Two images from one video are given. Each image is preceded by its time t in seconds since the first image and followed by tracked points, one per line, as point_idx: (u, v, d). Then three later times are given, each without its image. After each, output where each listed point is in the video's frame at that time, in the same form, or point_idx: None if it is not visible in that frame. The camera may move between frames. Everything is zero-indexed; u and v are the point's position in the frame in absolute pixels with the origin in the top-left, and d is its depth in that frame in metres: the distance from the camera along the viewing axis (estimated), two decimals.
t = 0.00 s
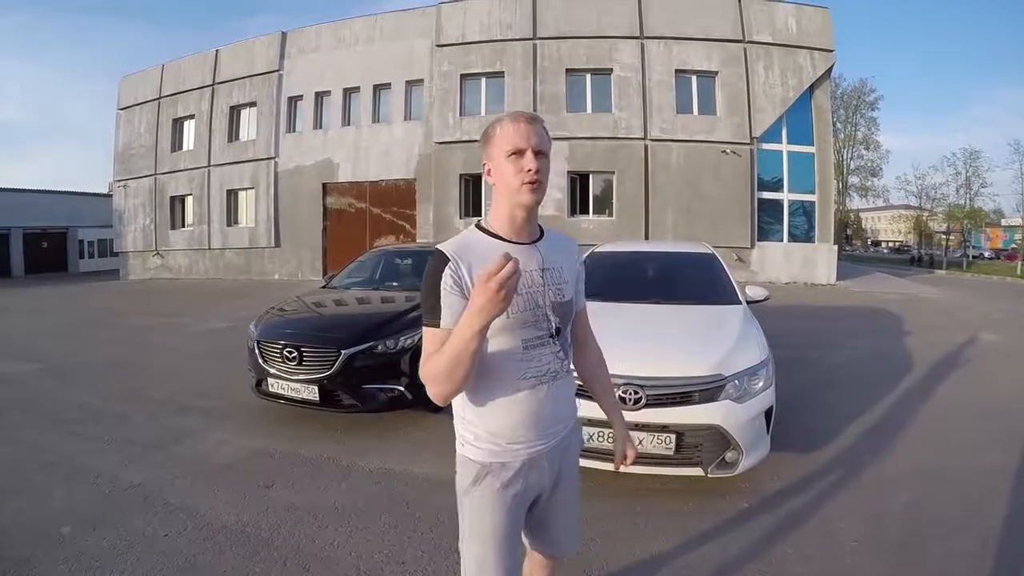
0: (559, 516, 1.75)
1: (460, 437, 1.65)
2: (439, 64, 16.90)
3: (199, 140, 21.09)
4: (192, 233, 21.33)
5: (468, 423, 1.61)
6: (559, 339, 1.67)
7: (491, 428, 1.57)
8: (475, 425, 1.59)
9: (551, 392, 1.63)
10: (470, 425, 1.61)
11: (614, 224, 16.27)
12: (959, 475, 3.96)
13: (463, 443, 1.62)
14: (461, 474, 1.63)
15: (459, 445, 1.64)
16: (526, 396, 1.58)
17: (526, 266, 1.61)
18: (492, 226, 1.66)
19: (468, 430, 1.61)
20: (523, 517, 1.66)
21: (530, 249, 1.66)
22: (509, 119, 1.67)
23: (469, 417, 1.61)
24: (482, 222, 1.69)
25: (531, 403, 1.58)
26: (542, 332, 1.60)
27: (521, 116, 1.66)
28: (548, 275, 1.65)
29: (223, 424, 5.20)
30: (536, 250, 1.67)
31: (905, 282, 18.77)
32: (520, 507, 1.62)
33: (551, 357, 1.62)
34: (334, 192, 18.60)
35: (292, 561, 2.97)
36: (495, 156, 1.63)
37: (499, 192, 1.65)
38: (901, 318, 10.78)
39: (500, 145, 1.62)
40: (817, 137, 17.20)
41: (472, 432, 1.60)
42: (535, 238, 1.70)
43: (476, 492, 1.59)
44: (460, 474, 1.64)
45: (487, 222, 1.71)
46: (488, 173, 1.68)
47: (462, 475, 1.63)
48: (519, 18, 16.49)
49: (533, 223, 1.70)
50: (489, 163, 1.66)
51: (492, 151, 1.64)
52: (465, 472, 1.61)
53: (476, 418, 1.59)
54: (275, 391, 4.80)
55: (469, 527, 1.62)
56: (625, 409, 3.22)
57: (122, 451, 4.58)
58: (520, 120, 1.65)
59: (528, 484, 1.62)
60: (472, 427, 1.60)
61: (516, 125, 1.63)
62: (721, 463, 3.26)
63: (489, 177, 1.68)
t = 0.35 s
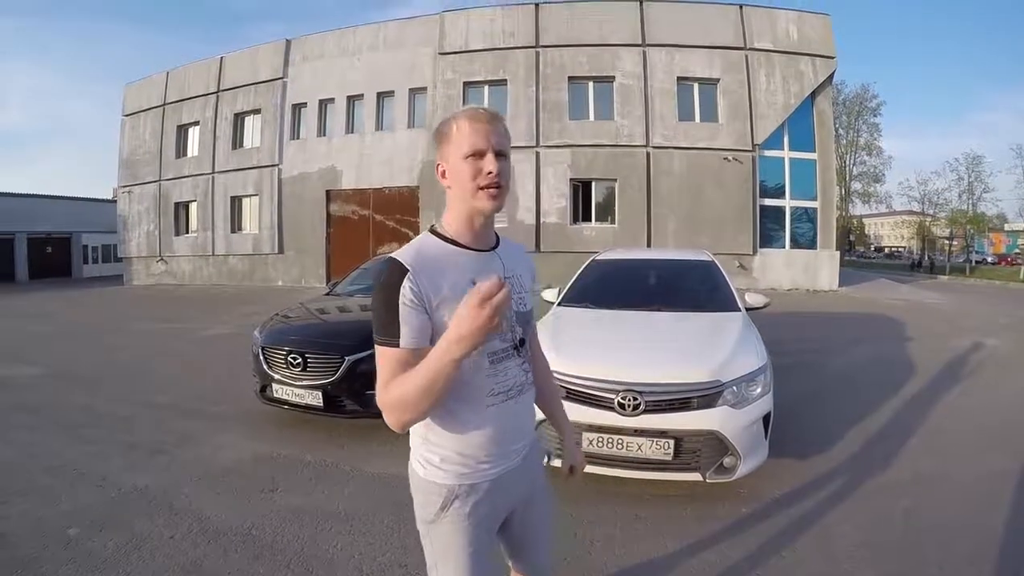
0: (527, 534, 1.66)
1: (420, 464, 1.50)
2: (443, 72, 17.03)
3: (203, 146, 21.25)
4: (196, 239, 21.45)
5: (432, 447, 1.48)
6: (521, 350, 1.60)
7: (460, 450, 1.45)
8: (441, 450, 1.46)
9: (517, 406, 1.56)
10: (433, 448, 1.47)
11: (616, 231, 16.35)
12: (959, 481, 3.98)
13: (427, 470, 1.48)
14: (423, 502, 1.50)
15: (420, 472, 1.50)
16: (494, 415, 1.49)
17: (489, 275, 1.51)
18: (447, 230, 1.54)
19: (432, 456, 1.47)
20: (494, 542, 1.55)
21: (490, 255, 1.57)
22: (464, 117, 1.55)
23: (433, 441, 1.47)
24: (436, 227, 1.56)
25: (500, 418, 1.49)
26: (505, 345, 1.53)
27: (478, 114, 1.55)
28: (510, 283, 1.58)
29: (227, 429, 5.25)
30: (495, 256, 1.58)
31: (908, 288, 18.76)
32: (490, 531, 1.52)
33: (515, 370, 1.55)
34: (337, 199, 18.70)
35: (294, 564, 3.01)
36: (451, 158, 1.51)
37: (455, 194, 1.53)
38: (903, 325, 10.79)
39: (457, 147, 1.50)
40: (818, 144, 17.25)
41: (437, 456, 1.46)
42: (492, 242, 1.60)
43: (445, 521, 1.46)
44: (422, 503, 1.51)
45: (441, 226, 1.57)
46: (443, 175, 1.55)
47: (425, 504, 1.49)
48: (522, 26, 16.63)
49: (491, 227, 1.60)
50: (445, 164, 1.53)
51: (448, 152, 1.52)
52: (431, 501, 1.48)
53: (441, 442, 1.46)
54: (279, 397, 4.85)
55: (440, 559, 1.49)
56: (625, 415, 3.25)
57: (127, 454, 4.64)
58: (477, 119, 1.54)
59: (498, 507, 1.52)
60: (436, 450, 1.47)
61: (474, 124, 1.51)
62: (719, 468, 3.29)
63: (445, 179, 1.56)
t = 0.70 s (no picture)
0: (492, 533, 1.70)
1: (402, 473, 1.45)
2: (449, 76, 17.18)
3: (211, 150, 21.43)
4: (204, 242, 21.63)
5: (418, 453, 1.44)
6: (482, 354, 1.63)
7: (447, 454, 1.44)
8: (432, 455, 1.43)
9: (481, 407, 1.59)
10: (413, 457, 1.44)
11: (622, 234, 16.40)
12: (961, 482, 4.01)
13: (414, 478, 1.43)
14: (405, 514, 1.44)
15: (404, 483, 1.44)
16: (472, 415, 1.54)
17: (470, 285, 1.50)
18: (436, 241, 1.41)
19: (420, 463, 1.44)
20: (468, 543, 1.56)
21: (464, 262, 1.54)
22: (484, 125, 1.41)
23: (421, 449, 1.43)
24: (426, 232, 1.40)
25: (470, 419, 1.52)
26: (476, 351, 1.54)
27: (499, 129, 1.44)
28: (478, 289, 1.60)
29: (237, 428, 5.33)
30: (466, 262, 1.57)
31: (915, 291, 18.70)
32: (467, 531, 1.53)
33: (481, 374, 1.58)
34: (344, 202, 18.82)
35: (302, 559, 3.07)
36: (474, 173, 1.38)
37: (457, 209, 1.41)
38: (909, 328, 10.79)
39: (483, 163, 1.38)
40: (824, 146, 17.25)
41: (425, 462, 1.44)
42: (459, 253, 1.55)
43: (437, 525, 1.43)
44: (403, 514, 1.45)
45: (424, 229, 1.42)
46: (450, 182, 1.38)
47: (410, 513, 1.44)
48: (528, 31, 16.73)
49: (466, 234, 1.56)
50: (463, 176, 1.38)
51: (471, 165, 1.37)
52: (421, 508, 1.43)
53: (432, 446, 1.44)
54: (287, 397, 4.92)
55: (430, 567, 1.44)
56: (626, 414, 3.31)
57: (138, 453, 4.72)
58: (498, 135, 1.44)
59: (472, 507, 1.53)
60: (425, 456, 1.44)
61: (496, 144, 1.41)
62: (720, 468, 3.34)
63: (448, 186, 1.40)
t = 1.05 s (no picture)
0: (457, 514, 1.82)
1: (395, 469, 1.52)
2: (452, 77, 17.24)
3: (214, 150, 21.52)
4: (207, 242, 21.72)
5: (408, 447, 1.53)
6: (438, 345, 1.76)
7: (428, 440, 1.55)
8: (422, 446, 1.54)
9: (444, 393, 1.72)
10: (399, 448, 1.52)
11: (624, 234, 16.44)
12: (958, 480, 4.05)
13: (408, 470, 1.52)
14: (395, 503, 1.53)
15: (398, 477, 1.52)
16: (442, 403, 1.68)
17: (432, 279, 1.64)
18: (409, 242, 1.54)
19: (412, 455, 1.53)
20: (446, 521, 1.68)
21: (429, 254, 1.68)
22: (441, 136, 1.53)
23: (412, 441, 1.53)
24: (393, 235, 1.50)
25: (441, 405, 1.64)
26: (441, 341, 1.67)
27: (453, 136, 1.55)
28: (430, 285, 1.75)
29: (241, 426, 5.38)
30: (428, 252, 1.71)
31: (917, 292, 18.70)
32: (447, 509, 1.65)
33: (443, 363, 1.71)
34: (347, 202, 18.88)
35: (305, 552, 3.13)
36: (436, 182, 1.51)
37: (422, 212, 1.53)
38: (910, 328, 10.81)
39: (444, 171, 1.52)
40: (825, 147, 17.26)
41: (417, 454, 1.54)
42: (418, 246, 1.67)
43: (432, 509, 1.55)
44: (403, 506, 1.53)
45: (388, 232, 1.52)
46: (413, 190, 1.50)
47: (410, 504, 1.53)
48: (530, 31, 16.77)
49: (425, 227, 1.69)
50: (426, 185, 1.50)
51: (432, 175, 1.50)
52: (418, 496, 1.53)
53: (422, 437, 1.54)
54: (290, 395, 4.97)
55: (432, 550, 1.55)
56: (624, 412, 3.35)
57: (143, 450, 4.77)
58: (452, 142, 1.56)
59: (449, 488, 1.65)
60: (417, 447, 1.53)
61: (454, 151, 1.55)
62: (717, 464, 3.38)
63: (413, 193, 1.52)
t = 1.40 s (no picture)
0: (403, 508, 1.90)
1: (335, 460, 1.61)
2: (455, 76, 17.26)
3: (218, 149, 21.59)
4: (211, 241, 21.79)
5: (347, 439, 1.62)
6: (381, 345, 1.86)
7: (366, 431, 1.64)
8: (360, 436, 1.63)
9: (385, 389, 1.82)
10: (336, 439, 1.61)
11: (626, 234, 16.46)
12: (958, 479, 4.07)
13: (348, 461, 1.61)
14: (337, 491, 1.61)
15: (339, 468, 1.61)
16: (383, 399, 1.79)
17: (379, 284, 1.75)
18: (354, 244, 1.65)
19: (351, 447, 1.62)
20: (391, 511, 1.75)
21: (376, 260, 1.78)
22: (387, 152, 1.67)
23: (350, 432, 1.62)
24: (340, 238, 1.60)
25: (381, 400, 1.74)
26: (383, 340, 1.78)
27: (398, 155, 1.69)
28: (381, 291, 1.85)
29: (245, 424, 5.42)
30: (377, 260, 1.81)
31: (920, 292, 18.67)
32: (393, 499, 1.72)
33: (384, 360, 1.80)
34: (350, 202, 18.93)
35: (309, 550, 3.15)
36: (378, 193, 1.64)
37: (365, 220, 1.65)
38: (912, 327, 10.81)
39: (388, 184, 1.65)
40: (828, 146, 17.25)
41: (356, 445, 1.63)
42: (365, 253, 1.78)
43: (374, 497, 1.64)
44: (347, 496, 1.62)
45: (337, 234, 1.64)
46: (358, 200, 1.63)
47: (352, 493, 1.62)
48: (534, 31, 16.79)
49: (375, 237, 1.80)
50: (369, 196, 1.63)
51: (376, 186, 1.63)
52: (360, 486, 1.62)
53: (360, 428, 1.64)
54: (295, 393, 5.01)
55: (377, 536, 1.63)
56: (626, 410, 3.38)
57: (148, 447, 4.82)
58: (396, 160, 1.69)
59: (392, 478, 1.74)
60: (355, 437, 1.63)
61: (398, 168, 1.68)
62: (718, 462, 3.40)
63: (358, 202, 1.64)
